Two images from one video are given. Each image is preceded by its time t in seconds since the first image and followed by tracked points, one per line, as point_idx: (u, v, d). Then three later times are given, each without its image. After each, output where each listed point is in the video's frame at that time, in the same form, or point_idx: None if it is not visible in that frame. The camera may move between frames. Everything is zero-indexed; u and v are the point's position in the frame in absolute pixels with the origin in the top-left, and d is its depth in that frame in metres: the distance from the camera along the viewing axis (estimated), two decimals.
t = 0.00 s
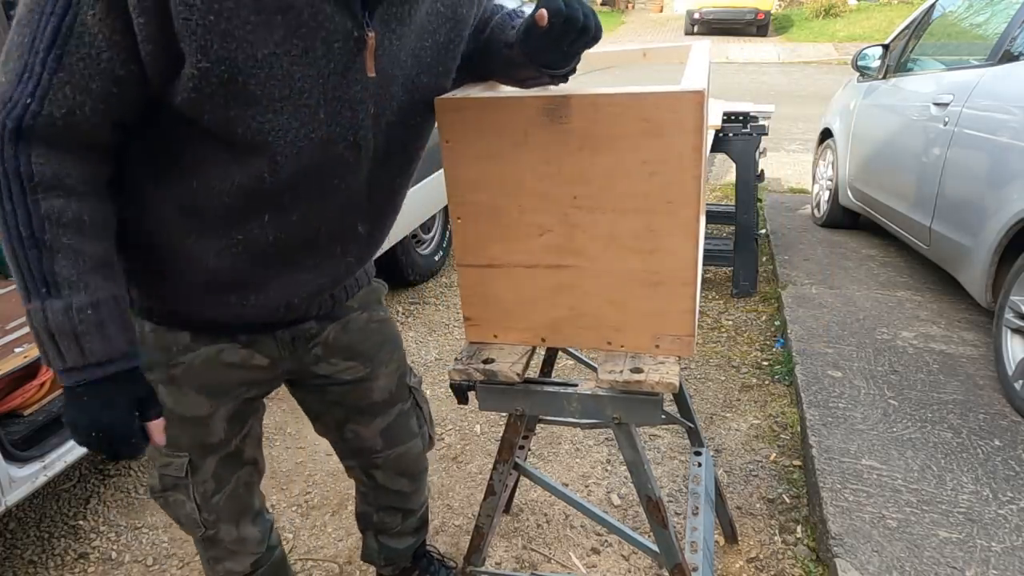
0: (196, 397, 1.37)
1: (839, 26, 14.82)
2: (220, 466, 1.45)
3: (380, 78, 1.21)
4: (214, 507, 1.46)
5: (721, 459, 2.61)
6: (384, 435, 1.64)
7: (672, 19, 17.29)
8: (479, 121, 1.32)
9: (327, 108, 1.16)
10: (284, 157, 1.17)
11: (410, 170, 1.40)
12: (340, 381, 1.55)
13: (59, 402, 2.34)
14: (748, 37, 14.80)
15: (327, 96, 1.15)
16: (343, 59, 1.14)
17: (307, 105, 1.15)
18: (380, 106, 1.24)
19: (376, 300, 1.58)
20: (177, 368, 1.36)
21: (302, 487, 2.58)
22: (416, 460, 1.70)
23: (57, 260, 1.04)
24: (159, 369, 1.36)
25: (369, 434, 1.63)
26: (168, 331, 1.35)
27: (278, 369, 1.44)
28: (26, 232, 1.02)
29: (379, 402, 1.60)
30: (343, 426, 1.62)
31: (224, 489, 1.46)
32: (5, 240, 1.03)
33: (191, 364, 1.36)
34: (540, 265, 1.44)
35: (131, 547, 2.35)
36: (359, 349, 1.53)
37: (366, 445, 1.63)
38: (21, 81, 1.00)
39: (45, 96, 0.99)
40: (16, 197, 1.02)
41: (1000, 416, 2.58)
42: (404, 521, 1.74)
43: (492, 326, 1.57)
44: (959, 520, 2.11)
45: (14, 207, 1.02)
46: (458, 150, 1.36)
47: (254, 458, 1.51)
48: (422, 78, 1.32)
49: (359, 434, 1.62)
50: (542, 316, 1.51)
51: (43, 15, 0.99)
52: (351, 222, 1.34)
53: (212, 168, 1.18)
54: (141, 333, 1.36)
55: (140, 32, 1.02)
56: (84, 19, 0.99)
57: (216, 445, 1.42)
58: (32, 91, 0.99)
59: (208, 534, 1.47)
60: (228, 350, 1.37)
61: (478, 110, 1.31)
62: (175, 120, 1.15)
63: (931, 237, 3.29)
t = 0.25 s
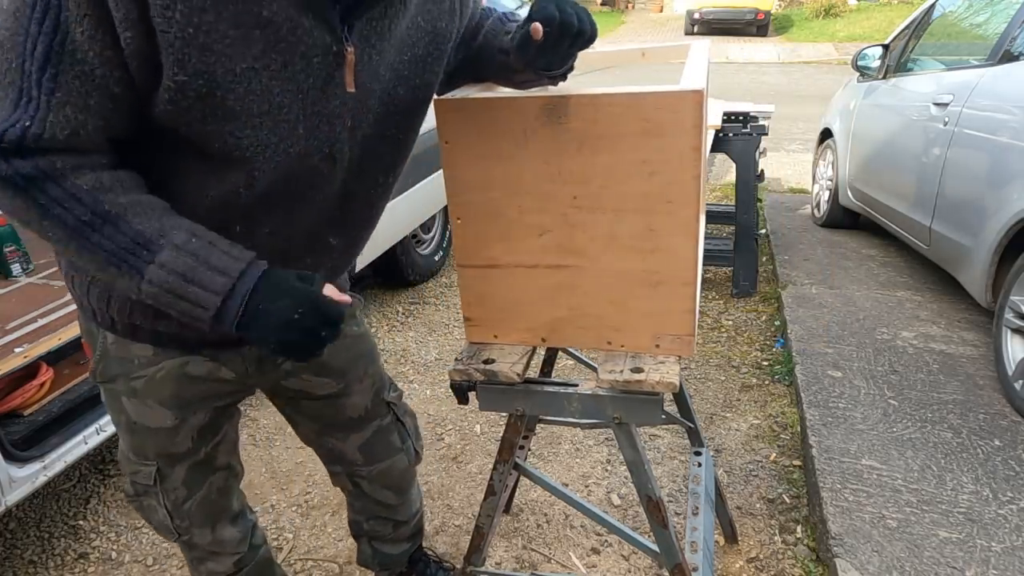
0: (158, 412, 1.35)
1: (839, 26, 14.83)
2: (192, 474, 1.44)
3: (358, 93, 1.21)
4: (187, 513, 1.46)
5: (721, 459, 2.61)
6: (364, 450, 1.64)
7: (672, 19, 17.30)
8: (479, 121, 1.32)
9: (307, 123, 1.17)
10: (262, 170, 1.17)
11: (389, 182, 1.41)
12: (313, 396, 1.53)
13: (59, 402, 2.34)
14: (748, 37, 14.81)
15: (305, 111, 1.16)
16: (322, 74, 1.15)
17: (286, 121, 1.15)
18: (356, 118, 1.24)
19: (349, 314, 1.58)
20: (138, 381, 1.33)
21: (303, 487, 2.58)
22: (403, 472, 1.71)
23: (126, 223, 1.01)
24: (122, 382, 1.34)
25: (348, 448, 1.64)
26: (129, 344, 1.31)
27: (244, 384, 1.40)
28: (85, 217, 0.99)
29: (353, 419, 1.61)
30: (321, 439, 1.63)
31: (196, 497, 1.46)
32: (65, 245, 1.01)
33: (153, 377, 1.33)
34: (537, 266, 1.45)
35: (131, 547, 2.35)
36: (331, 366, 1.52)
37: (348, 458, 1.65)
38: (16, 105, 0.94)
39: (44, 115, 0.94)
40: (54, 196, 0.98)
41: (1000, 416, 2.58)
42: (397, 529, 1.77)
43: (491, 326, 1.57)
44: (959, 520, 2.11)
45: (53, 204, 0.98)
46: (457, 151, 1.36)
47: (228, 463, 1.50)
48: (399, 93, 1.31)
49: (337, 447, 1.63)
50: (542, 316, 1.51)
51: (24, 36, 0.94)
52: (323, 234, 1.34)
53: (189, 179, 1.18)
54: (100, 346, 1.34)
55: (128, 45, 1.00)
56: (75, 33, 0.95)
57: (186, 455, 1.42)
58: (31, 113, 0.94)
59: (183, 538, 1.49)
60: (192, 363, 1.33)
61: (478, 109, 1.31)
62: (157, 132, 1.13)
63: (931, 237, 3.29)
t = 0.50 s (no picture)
0: (150, 414, 1.35)
1: (839, 26, 14.83)
2: (186, 476, 1.44)
3: (359, 99, 1.26)
4: (181, 515, 1.46)
5: (721, 459, 2.61)
6: (357, 452, 1.65)
7: (672, 19, 17.30)
8: (478, 123, 1.32)
9: (312, 131, 1.20)
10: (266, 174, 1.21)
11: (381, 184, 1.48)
12: (304, 399, 1.55)
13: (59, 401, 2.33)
14: (748, 37, 14.81)
15: (311, 120, 1.19)
16: (325, 82, 1.18)
17: (291, 130, 1.18)
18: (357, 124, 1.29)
19: (342, 317, 1.59)
20: (129, 384, 1.34)
21: (303, 487, 2.58)
22: (398, 474, 1.70)
23: (209, 219, 1.01)
24: (112, 386, 1.35)
25: (341, 450, 1.64)
26: (119, 348, 1.32)
27: (235, 387, 1.43)
28: (174, 226, 1.00)
29: (347, 421, 1.61)
30: (314, 441, 1.64)
31: (189, 498, 1.46)
32: (164, 267, 1.01)
33: (144, 381, 1.34)
34: (537, 266, 1.45)
35: (131, 547, 2.35)
36: (324, 368, 1.54)
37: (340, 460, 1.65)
38: (79, 143, 0.95)
39: (108, 144, 0.95)
40: (138, 216, 0.98)
41: (1000, 416, 2.58)
42: (393, 531, 1.76)
43: (491, 326, 1.57)
44: (959, 520, 2.11)
45: (139, 225, 0.98)
46: (455, 153, 1.36)
47: (222, 464, 1.51)
48: (394, 95, 1.37)
49: (330, 449, 1.64)
50: (542, 317, 1.51)
51: (66, 72, 0.94)
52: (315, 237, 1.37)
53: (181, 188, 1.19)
54: (91, 350, 1.35)
55: (168, 61, 1.01)
56: (120, 59, 0.96)
57: (179, 457, 1.42)
58: (95, 147, 0.95)
59: (178, 540, 1.48)
60: (185, 367, 1.35)
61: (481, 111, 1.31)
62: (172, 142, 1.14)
63: (931, 237, 3.29)
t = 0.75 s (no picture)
0: (159, 410, 1.35)
1: (839, 27, 14.83)
2: (192, 474, 1.44)
3: (371, 94, 1.26)
4: (187, 514, 1.46)
5: (721, 459, 2.61)
6: (363, 446, 1.65)
7: (671, 19, 17.30)
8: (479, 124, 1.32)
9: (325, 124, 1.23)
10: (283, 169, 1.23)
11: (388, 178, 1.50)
12: (311, 394, 1.55)
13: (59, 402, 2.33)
14: (748, 37, 14.80)
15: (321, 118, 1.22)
16: (338, 79, 1.20)
17: (303, 125, 1.21)
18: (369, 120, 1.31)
19: (349, 312, 1.60)
20: (140, 381, 1.34)
21: (303, 487, 2.58)
22: (402, 469, 1.70)
23: (293, 186, 1.02)
24: (122, 382, 1.35)
25: (347, 444, 1.64)
26: (130, 344, 1.32)
27: (244, 384, 1.43)
28: (267, 200, 1.01)
29: (354, 415, 1.62)
30: (320, 436, 1.64)
31: (195, 497, 1.46)
32: (269, 246, 1.02)
33: (154, 377, 1.33)
34: (538, 266, 1.45)
35: (131, 547, 2.35)
36: (332, 362, 1.54)
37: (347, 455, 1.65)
38: (161, 144, 0.96)
39: (187, 138, 0.97)
40: (232, 201, 1.00)
41: (1000, 416, 2.58)
42: (396, 525, 1.76)
43: (491, 325, 1.57)
44: (959, 520, 2.11)
45: (237, 208, 1.00)
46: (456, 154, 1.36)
47: (229, 462, 1.50)
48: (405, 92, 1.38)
49: (337, 443, 1.64)
50: (541, 316, 1.51)
51: (131, 79, 0.95)
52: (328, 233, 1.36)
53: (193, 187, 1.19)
54: (101, 346, 1.35)
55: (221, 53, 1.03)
56: (178, 54, 0.97)
57: (186, 454, 1.42)
58: (177, 145, 0.96)
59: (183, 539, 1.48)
60: (195, 362, 1.34)
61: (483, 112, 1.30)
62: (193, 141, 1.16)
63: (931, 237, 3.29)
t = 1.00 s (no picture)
0: (170, 402, 1.35)
1: (839, 26, 14.83)
2: (202, 470, 1.44)
3: (376, 87, 1.26)
4: (195, 510, 1.45)
5: (721, 459, 2.61)
6: (372, 447, 1.64)
7: (672, 19, 17.30)
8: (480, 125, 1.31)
9: (328, 117, 1.22)
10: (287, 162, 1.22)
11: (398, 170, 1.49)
12: (322, 394, 1.55)
13: (59, 401, 2.33)
14: (748, 36, 14.80)
15: (325, 109, 1.21)
16: (341, 68, 1.20)
17: (306, 114, 1.20)
18: (378, 116, 1.30)
19: (364, 314, 1.60)
20: (152, 371, 1.34)
21: (302, 487, 2.58)
22: (409, 472, 1.70)
23: (296, 192, 1.02)
24: (135, 372, 1.35)
25: (356, 446, 1.64)
26: (146, 334, 1.34)
27: (253, 381, 1.43)
28: (263, 201, 1.00)
29: (365, 416, 1.61)
30: (329, 437, 1.63)
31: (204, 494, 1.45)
32: (259, 247, 1.02)
33: (165, 370, 1.34)
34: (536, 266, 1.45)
35: (131, 547, 2.35)
36: (343, 363, 1.54)
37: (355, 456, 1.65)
38: (153, 129, 0.96)
39: (179, 125, 0.97)
40: (230, 198, 0.99)
41: (1000, 416, 2.58)
42: (399, 528, 1.76)
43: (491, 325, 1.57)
44: (959, 520, 2.11)
45: (232, 205, 0.99)
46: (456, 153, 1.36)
47: (239, 461, 1.50)
48: (417, 87, 1.38)
49: (346, 444, 1.63)
50: (541, 317, 1.51)
51: (126, 61, 0.95)
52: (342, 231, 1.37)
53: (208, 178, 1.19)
54: (118, 334, 1.37)
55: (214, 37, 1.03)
56: (168, 36, 0.98)
57: (196, 449, 1.41)
58: (170, 131, 0.96)
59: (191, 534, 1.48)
60: (207, 356, 1.35)
61: (483, 112, 1.30)
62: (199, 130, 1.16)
63: (931, 237, 3.29)
